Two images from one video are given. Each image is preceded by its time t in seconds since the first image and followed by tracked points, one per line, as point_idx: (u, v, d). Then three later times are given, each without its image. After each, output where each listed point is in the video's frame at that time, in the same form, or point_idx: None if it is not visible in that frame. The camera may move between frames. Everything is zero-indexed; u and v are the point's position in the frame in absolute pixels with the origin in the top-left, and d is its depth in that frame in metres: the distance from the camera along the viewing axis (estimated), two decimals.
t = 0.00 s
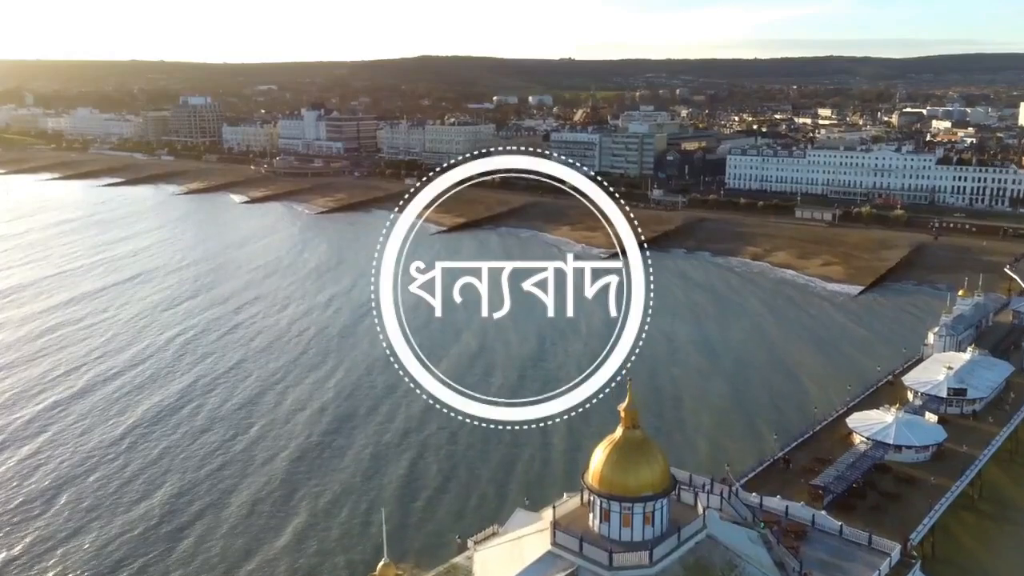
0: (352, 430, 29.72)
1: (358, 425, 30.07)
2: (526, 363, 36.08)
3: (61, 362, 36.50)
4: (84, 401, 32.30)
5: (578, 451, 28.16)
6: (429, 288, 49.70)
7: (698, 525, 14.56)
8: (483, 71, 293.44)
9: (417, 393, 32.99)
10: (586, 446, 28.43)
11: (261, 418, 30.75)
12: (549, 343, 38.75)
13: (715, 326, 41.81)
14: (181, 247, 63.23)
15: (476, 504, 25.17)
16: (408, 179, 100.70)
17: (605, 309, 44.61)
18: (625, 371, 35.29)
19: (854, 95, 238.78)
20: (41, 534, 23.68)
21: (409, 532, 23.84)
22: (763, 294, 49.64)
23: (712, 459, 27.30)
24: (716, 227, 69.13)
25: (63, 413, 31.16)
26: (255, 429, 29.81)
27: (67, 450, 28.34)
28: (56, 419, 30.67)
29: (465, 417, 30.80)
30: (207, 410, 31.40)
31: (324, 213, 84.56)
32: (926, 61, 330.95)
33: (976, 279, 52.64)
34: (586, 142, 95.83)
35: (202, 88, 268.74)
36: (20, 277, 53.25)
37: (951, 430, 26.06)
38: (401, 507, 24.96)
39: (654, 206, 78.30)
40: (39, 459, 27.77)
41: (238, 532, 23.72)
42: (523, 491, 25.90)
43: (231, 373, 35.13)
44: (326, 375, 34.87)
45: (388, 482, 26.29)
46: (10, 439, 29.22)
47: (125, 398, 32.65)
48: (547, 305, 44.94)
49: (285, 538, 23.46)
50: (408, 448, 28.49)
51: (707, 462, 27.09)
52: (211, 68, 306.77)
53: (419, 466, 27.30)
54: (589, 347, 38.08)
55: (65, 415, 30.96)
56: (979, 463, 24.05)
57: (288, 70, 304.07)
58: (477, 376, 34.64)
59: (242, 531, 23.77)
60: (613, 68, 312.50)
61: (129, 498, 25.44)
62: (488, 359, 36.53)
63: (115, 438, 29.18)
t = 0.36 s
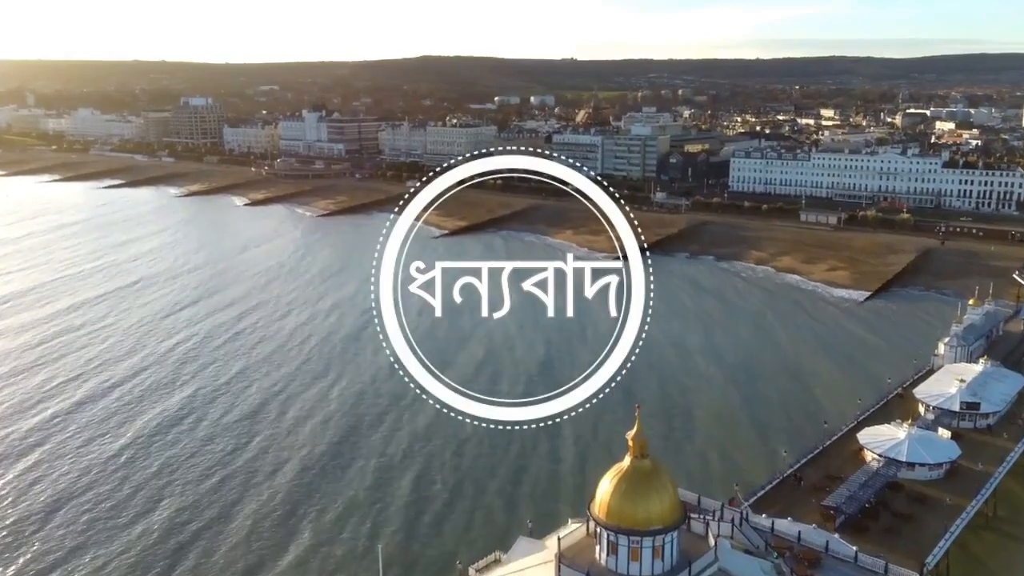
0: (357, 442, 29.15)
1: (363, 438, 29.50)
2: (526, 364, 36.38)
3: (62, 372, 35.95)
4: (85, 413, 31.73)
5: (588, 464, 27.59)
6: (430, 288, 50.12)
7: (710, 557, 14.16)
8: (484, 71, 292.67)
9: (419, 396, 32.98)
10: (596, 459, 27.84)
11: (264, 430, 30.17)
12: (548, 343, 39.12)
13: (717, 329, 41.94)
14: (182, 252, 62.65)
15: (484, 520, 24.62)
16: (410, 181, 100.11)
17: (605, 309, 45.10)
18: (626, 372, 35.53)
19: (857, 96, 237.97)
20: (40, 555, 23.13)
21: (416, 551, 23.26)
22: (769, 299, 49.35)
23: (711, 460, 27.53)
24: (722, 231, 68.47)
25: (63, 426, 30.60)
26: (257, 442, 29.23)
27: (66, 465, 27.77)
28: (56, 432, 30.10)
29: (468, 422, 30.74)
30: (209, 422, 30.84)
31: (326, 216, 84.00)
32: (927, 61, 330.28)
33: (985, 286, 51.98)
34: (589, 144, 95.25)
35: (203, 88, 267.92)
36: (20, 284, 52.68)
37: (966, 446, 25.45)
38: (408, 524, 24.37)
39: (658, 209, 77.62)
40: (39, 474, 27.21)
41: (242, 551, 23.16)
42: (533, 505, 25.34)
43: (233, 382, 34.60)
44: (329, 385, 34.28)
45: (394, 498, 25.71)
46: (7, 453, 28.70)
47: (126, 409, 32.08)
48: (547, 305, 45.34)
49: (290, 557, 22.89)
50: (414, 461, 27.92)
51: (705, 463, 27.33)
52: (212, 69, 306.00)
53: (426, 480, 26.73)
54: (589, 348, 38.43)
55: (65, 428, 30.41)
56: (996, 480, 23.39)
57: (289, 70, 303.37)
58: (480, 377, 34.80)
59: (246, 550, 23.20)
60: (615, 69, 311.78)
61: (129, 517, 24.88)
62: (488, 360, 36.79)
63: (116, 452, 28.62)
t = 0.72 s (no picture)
0: (363, 452, 28.58)
1: (369, 447, 28.93)
2: (526, 364, 36.49)
3: (62, 379, 35.39)
4: (83, 421, 31.17)
5: (600, 474, 27.02)
6: (429, 288, 50.35)
7: None
8: (486, 71, 292.05)
9: (419, 396, 33.07)
10: (607, 469, 27.25)
11: (267, 438, 29.57)
12: (548, 342, 39.24)
13: (724, 332, 41.47)
14: (183, 255, 62.11)
15: (494, 534, 24.06)
16: (411, 182, 99.50)
17: (606, 309, 45.57)
18: (625, 372, 35.60)
19: (860, 96, 237.21)
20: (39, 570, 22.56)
21: (421, 566, 22.64)
22: (776, 301, 48.94)
23: (710, 461, 27.52)
24: (727, 233, 67.80)
25: (62, 435, 30.02)
26: (261, 451, 28.65)
27: (66, 475, 27.22)
28: (54, 442, 29.54)
29: (468, 422, 30.80)
30: (210, 430, 30.27)
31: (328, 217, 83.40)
32: (930, 61, 329.83)
33: (995, 291, 51.26)
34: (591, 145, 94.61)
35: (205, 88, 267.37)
36: (20, 287, 52.11)
37: (983, 460, 24.71)
38: (416, 538, 23.81)
39: (662, 210, 76.93)
40: (37, 486, 26.61)
41: (244, 567, 22.53)
42: (543, 517, 24.77)
43: (236, 388, 34.04)
44: (332, 392, 33.66)
45: (399, 511, 25.09)
46: (5, 463, 28.13)
47: (126, 417, 31.50)
48: (547, 305, 45.49)
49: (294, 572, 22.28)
50: (421, 471, 27.35)
51: (704, 464, 27.33)
52: (215, 69, 305.51)
53: (434, 491, 26.16)
54: (588, 347, 38.57)
55: (64, 436, 29.86)
56: (1012, 495, 22.65)
57: (291, 70, 302.94)
58: (480, 378, 34.82)
59: (249, 566, 22.59)
60: (617, 69, 311.05)
61: (130, 530, 24.31)
62: (488, 361, 36.87)
63: (115, 463, 28.05)
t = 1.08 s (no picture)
0: (369, 459, 28.06)
1: (375, 454, 28.41)
2: (526, 364, 36.39)
3: (61, 384, 34.89)
4: (83, 427, 30.66)
5: (611, 481, 26.49)
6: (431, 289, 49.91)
7: None
8: (488, 70, 291.29)
9: (419, 396, 32.99)
10: (618, 476, 26.71)
11: (270, 445, 29.07)
12: (547, 342, 39.16)
13: (731, 334, 40.94)
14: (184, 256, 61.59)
15: (503, 544, 23.54)
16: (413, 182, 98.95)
17: (606, 309, 45.43)
18: (625, 372, 35.45)
19: (864, 95, 236.29)
20: None
21: None
22: (782, 302, 48.49)
23: (711, 464, 27.34)
24: (732, 234, 67.22)
25: (61, 441, 29.50)
26: (264, 458, 28.13)
27: (65, 483, 26.72)
28: (54, 448, 29.02)
29: (471, 426, 30.41)
30: (212, 436, 29.77)
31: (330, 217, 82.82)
32: (934, 61, 328.49)
33: (1004, 294, 50.62)
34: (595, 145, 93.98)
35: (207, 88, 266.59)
36: (20, 289, 51.60)
37: (998, 468, 24.16)
38: (425, 548, 23.29)
39: (666, 211, 76.33)
40: (36, 495, 26.10)
41: None
42: (554, 526, 24.24)
43: (238, 392, 33.56)
44: (335, 396, 33.15)
45: (405, 520, 24.59)
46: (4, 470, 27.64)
47: (126, 423, 31.00)
48: (547, 304, 45.36)
49: None
50: (429, 479, 26.83)
51: (706, 467, 27.15)
52: (217, 69, 304.82)
53: (442, 500, 25.62)
54: (588, 347, 38.44)
55: (64, 443, 29.35)
56: None
57: (293, 70, 302.35)
58: (481, 379, 34.64)
59: None
60: (620, 68, 310.11)
61: (132, 540, 23.82)
62: (488, 361, 36.72)
63: (116, 470, 27.54)
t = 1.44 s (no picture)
0: (373, 466, 27.51)
1: (380, 461, 27.86)
2: (527, 365, 36.10)
3: (60, 389, 34.36)
4: (82, 434, 30.11)
5: (620, 488, 25.86)
6: (431, 289, 49.63)
7: None
8: (490, 70, 290.47)
9: (419, 396, 32.87)
10: (627, 483, 26.09)
11: (272, 452, 28.53)
12: (550, 343, 38.80)
13: (739, 336, 40.37)
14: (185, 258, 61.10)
15: (510, 553, 22.99)
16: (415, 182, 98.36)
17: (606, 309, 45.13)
18: (626, 372, 35.08)
19: (867, 95, 235.26)
20: None
21: None
22: (790, 304, 47.88)
23: (721, 467, 26.91)
24: (737, 235, 66.62)
25: (60, 448, 28.96)
26: (267, 466, 27.59)
27: (64, 492, 26.17)
28: (52, 456, 28.45)
29: (476, 432, 29.82)
30: (213, 443, 29.21)
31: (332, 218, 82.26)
32: (938, 60, 327.22)
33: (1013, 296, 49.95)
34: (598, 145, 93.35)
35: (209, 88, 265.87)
36: (20, 291, 51.08)
37: (1014, 478, 23.55)
38: (430, 558, 22.74)
39: (670, 211, 75.73)
40: (34, 505, 25.55)
41: None
42: (563, 536, 23.66)
43: (240, 397, 33.05)
44: (338, 401, 32.60)
45: (410, 529, 24.05)
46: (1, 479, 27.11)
47: (126, 429, 30.45)
48: (546, 304, 45.19)
49: None
50: (435, 487, 26.29)
51: (716, 470, 26.71)
52: (218, 69, 304.19)
53: (448, 508, 25.11)
54: (588, 347, 38.15)
55: (63, 450, 28.82)
56: None
57: (294, 70, 301.78)
58: (483, 380, 34.28)
59: None
60: (623, 68, 309.16)
61: (132, 552, 23.29)
62: (490, 362, 36.41)
63: (115, 479, 26.98)
